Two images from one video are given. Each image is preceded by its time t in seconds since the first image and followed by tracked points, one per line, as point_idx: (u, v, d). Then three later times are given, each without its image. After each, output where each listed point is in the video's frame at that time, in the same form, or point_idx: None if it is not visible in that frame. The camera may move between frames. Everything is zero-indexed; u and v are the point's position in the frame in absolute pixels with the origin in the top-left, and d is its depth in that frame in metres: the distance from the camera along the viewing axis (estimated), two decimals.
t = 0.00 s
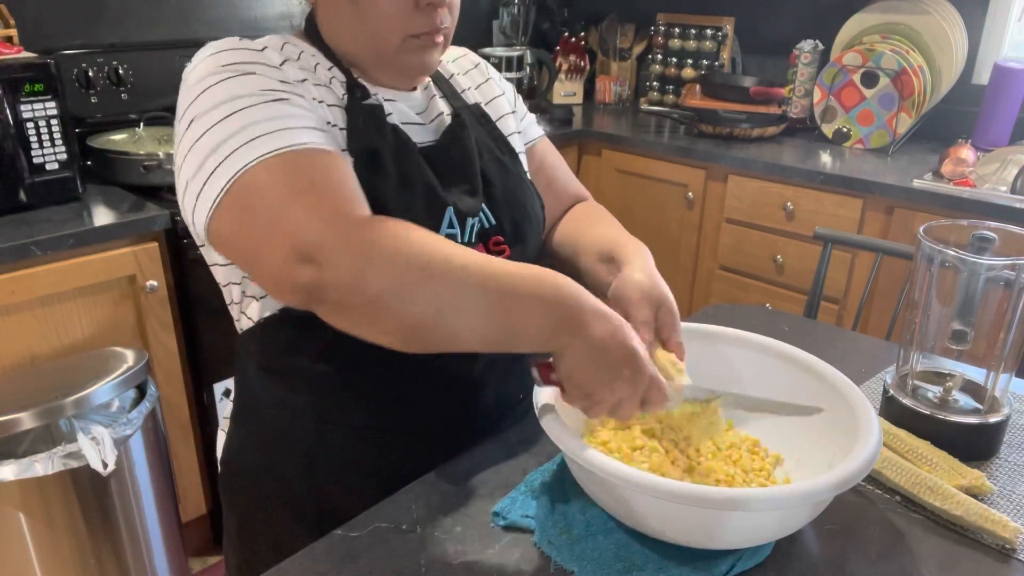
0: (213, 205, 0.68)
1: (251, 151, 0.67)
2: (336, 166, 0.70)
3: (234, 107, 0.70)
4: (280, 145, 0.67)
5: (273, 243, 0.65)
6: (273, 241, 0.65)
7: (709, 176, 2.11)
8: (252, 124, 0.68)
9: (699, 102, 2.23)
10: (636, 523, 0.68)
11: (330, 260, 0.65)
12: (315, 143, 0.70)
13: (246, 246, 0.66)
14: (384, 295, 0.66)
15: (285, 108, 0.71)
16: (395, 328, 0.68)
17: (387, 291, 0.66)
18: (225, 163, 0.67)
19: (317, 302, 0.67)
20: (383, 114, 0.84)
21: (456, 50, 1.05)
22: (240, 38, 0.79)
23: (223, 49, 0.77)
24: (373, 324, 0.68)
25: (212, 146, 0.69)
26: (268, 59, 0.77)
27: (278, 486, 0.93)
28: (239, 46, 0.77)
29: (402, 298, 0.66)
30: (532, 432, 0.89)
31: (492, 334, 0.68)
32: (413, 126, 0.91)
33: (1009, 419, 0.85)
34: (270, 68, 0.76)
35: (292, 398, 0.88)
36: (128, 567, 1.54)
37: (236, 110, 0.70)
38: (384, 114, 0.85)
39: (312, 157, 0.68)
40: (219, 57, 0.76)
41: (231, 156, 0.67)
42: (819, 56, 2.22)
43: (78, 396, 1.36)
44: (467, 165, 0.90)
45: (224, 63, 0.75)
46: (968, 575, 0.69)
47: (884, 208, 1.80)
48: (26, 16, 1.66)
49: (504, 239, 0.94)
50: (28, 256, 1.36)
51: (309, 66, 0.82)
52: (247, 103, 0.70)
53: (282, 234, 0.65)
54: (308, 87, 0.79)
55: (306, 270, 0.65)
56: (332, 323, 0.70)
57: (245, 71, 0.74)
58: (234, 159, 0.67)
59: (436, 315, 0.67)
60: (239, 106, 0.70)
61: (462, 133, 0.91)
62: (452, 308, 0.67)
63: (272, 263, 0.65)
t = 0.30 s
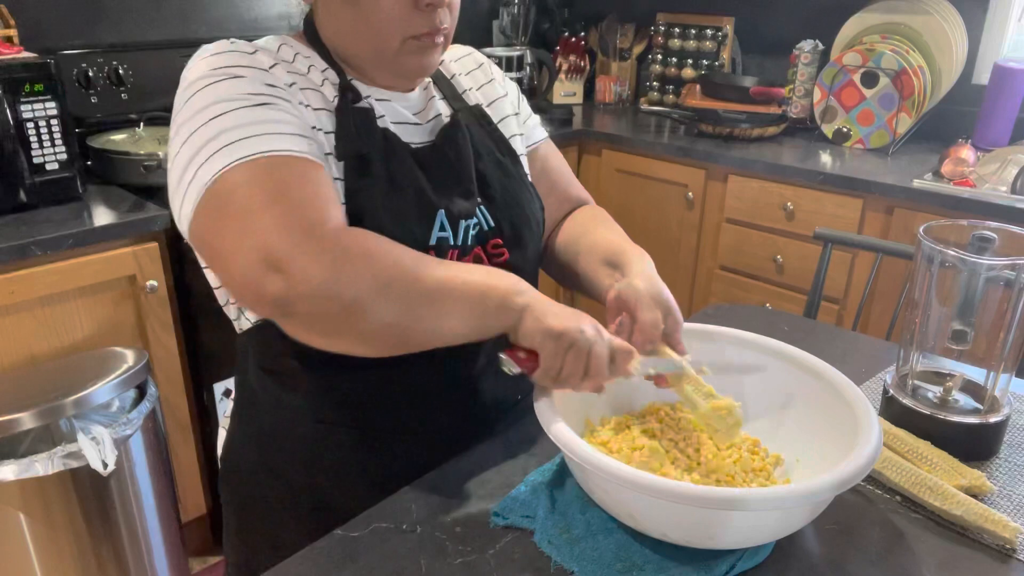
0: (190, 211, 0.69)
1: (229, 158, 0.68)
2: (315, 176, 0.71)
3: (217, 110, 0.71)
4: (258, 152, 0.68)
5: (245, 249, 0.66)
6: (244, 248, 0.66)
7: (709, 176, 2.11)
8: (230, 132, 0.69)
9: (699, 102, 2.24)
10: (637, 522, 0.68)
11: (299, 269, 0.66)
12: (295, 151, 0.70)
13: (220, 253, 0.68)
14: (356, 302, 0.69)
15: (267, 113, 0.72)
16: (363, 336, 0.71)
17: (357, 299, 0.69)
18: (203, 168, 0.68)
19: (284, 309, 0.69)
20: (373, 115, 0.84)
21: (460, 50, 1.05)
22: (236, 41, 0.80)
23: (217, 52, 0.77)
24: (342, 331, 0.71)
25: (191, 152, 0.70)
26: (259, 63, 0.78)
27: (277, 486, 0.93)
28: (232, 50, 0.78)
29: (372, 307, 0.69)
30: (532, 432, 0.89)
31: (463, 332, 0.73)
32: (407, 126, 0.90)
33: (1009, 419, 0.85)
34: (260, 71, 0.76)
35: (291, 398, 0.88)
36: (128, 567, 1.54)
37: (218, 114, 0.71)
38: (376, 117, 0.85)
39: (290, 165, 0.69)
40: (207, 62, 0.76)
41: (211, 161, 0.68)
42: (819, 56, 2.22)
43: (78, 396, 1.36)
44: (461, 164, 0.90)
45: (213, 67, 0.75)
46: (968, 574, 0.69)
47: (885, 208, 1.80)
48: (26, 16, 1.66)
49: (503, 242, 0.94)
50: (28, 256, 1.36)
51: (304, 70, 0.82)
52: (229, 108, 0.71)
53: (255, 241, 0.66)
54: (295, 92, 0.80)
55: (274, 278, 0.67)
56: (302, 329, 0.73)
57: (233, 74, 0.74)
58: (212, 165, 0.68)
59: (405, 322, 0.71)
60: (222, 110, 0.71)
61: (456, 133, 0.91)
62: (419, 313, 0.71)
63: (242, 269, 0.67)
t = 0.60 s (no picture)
0: (194, 224, 0.70)
1: (226, 169, 0.68)
2: (314, 181, 0.70)
3: (217, 120, 0.71)
4: (255, 161, 0.68)
5: (247, 261, 0.67)
6: (246, 261, 0.67)
7: (709, 176, 2.11)
8: (230, 142, 0.70)
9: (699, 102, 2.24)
10: (636, 523, 0.68)
11: (297, 279, 0.66)
12: (292, 156, 0.70)
13: (224, 265, 0.68)
14: (356, 309, 0.67)
15: (267, 118, 0.72)
16: (369, 344, 0.70)
17: (358, 306, 0.67)
18: (203, 180, 0.69)
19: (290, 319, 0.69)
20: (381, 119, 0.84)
21: (461, 52, 1.05)
22: (239, 44, 0.80)
23: (217, 57, 0.77)
24: (350, 339, 0.70)
25: (193, 162, 0.71)
26: (262, 67, 0.77)
27: (277, 487, 0.93)
28: (234, 53, 0.77)
29: (375, 314, 0.67)
30: (532, 432, 0.89)
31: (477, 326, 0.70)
32: (414, 128, 0.90)
33: (1009, 419, 0.85)
34: (262, 76, 0.76)
35: (291, 398, 0.88)
36: (127, 567, 1.54)
37: (218, 124, 0.71)
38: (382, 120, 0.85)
39: (287, 173, 0.69)
40: (209, 67, 0.76)
41: (211, 172, 0.69)
42: (819, 56, 2.21)
43: (78, 396, 1.36)
44: (468, 166, 0.90)
45: (213, 73, 0.75)
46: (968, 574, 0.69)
47: (885, 208, 1.80)
48: (26, 16, 1.66)
49: (509, 242, 0.94)
50: (28, 256, 1.36)
51: (310, 71, 0.82)
52: (228, 117, 0.71)
53: (254, 252, 0.66)
54: (301, 94, 0.80)
55: (277, 288, 0.67)
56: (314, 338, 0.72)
57: (233, 80, 0.74)
58: (211, 176, 0.69)
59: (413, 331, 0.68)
60: (222, 120, 0.71)
61: (461, 134, 0.91)
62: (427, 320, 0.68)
63: (245, 281, 0.67)
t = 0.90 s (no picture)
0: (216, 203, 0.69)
1: (260, 151, 0.68)
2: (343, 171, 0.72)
3: (240, 105, 0.71)
4: (289, 146, 0.69)
5: (283, 242, 0.67)
6: (283, 242, 0.67)
7: (709, 176, 2.11)
8: (256, 125, 0.70)
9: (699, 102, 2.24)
10: (636, 523, 0.68)
11: (337, 264, 0.68)
12: (323, 146, 0.71)
13: (252, 246, 0.68)
14: (388, 299, 0.69)
15: (291, 107, 0.72)
16: (387, 334, 0.71)
17: (391, 297, 0.69)
18: (230, 160, 0.69)
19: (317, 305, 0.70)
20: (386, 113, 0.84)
21: (463, 50, 1.05)
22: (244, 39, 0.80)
23: (226, 48, 0.77)
24: (369, 328, 0.72)
25: (215, 144, 0.70)
26: (270, 60, 0.78)
27: (276, 486, 0.93)
28: (242, 46, 0.77)
29: (403, 306, 0.70)
30: (532, 432, 0.89)
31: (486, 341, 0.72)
32: (416, 126, 0.91)
33: (1009, 419, 0.85)
34: (274, 68, 0.77)
35: (290, 398, 0.88)
36: (128, 566, 1.54)
37: (242, 108, 0.71)
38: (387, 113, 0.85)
39: (321, 161, 0.70)
40: (216, 59, 0.76)
41: (239, 153, 0.69)
42: (819, 56, 2.21)
43: (78, 396, 1.36)
44: (471, 165, 0.90)
45: (225, 62, 0.75)
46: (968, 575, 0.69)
47: (885, 208, 1.80)
48: (26, 16, 1.66)
49: (510, 243, 0.94)
50: (28, 256, 1.36)
51: (314, 67, 0.82)
52: (253, 103, 0.72)
53: (293, 235, 0.67)
54: (309, 88, 0.79)
55: (312, 272, 0.68)
56: (328, 327, 0.73)
57: (246, 71, 0.74)
58: (241, 157, 0.68)
59: (434, 326, 0.71)
60: (246, 105, 0.71)
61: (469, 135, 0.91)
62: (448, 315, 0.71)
63: (278, 262, 0.67)
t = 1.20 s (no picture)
0: (196, 221, 0.69)
1: (231, 168, 0.67)
2: (317, 184, 0.69)
3: (219, 120, 0.71)
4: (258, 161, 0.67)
5: (248, 261, 0.65)
6: (246, 260, 0.65)
7: (709, 176, 2.11)
8: (239, 139, 0.69)
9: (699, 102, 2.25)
10: (637, 523, 0.68)
11: (296, 278, 0.64)
12: (294, 159, 0.69)
13: (225, 265, 0.67)
14: (354, 311, 0.64)
15: (268, 120, 0.71)
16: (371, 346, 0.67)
17: (357, 308, 0.64)
18: (207, 178, 0.68)
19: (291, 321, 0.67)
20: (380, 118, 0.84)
21: (461, 51, 1.05)
22: (238, 45, 0.80)
23: (219, 58, 0.77)
24: (349, 340, 0.67)
25: (194, 162, 0.70)
26: (261, 67, 0.77)
27: (276, 487, 0.93)
28: (235, 53, 0.78)
29: (373, 316, 0.64)
30: (532, 432, 0.89)
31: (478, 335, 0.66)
32: (413, 129, 0.90)
33: (1009, 419, 0.85)
34: (261, 77, 0.76)
35: (290, 398, 0.88)
36: (127, 566, 1.54)
37: (221, 124, 0.71)
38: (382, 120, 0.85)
39: (291, 176, 0.68)
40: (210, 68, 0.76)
41: (213, 171, 0.68)
42: (819, 56, 2.21)
43: (78, 396, 1.36)
44: (468, 166, 0.90)
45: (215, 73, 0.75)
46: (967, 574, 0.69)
47: (885, 208, 1.80)
48: (27, 17, 1.66)
49: (509, 243, 0.94)
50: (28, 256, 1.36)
51: (309, 71, 0.82)
52: (230, 118, 0.71)
53: (255, 252, 0.65)
54: (301, 95, 0.79)
55: (276, 290, 0.66)
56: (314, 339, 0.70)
57: (232, 82, 0.74)
58: (214, 175, 0.68)
59: (414, 333, 0.65)
60: (224, 120, 0.71)
61: (464, 133, 0.91)
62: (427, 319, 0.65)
63: (245, 281, 0.66)
